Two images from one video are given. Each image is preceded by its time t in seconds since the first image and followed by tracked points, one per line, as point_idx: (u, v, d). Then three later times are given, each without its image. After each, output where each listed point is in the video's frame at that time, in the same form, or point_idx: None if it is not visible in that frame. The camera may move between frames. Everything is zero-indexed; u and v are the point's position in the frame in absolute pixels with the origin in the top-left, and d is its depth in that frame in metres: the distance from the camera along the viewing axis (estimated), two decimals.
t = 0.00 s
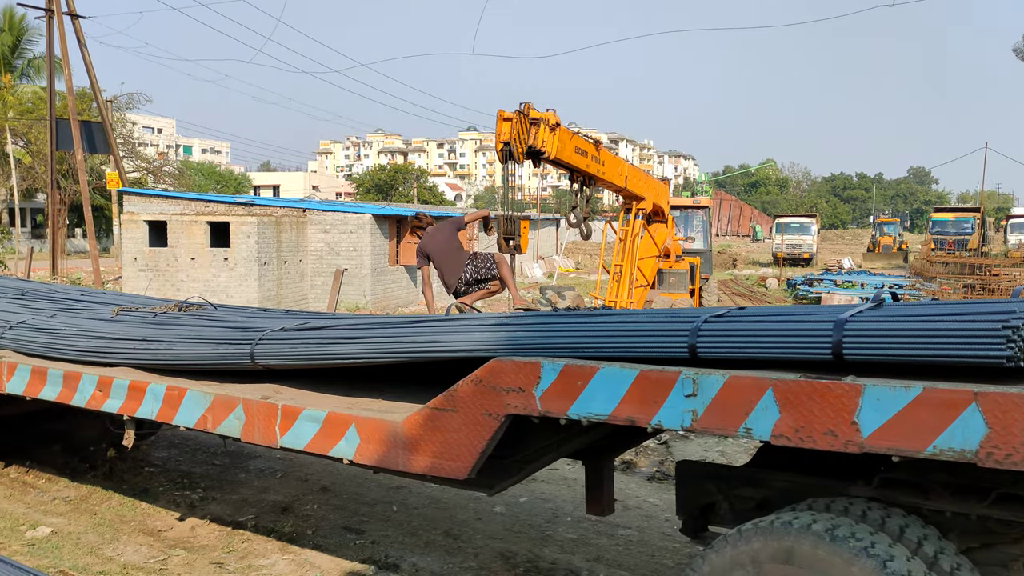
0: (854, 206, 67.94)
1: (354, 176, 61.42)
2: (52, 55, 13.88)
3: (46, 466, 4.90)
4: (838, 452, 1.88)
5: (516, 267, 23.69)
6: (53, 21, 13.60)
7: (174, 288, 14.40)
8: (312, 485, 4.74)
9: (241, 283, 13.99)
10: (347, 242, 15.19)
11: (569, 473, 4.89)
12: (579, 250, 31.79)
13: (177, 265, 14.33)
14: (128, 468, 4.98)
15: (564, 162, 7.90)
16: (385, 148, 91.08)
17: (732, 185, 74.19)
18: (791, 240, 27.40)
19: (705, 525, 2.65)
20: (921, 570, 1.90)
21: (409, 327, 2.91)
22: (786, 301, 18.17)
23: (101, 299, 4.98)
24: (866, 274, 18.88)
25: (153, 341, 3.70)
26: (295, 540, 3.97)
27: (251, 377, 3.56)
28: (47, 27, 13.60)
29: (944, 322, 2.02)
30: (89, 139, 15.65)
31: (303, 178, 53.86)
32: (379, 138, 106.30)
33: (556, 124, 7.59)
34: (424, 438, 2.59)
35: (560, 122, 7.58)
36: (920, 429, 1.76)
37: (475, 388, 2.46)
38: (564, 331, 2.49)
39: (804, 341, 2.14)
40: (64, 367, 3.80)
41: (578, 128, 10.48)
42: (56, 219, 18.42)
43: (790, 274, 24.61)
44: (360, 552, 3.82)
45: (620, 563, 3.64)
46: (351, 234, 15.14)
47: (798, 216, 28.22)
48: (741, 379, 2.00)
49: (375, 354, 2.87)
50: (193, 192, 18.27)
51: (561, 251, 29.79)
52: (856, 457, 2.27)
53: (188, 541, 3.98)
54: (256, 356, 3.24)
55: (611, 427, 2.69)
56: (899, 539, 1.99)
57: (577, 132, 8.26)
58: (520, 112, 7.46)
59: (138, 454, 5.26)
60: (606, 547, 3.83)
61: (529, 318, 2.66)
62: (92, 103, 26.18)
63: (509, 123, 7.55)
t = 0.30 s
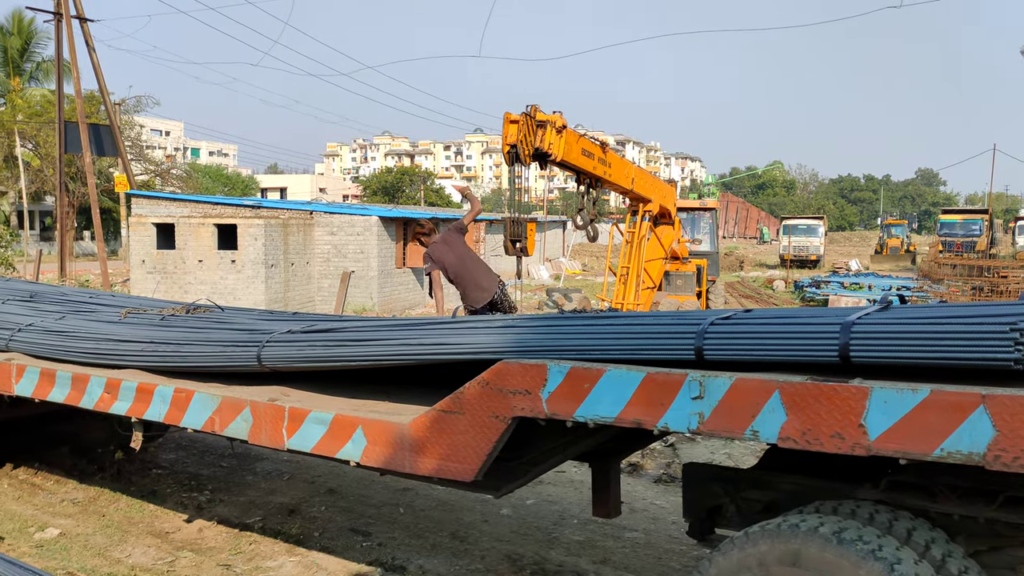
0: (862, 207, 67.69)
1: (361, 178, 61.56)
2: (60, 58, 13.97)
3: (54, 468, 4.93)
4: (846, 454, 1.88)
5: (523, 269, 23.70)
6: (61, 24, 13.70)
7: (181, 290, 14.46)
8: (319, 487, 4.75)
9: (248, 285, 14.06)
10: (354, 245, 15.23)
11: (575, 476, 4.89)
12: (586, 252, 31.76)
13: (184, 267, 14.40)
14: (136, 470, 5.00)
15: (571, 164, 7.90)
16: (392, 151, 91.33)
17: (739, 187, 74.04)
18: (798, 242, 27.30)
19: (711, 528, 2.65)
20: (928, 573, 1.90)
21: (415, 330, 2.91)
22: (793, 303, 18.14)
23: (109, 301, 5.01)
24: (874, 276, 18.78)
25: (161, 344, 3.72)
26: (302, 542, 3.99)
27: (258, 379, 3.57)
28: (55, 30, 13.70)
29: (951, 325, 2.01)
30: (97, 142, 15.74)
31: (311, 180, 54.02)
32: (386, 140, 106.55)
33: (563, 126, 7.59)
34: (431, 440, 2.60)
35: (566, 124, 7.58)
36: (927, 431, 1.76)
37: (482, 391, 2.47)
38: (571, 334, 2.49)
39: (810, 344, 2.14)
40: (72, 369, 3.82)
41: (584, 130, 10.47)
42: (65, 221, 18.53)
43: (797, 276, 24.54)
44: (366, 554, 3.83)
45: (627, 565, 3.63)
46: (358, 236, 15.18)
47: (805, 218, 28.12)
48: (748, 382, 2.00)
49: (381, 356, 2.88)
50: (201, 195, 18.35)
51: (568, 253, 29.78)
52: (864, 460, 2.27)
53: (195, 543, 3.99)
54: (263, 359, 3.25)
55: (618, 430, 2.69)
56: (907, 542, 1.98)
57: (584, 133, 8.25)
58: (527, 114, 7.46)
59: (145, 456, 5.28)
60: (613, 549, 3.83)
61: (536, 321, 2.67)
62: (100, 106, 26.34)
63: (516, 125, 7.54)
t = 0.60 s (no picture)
0: (869, 210, 67.46)
1: (368, 181, 61.67)
2: (68, 61, 14.06)
3: (61, 470, 4.96)
4: (853, 457, 1.87)
5: (529, 272, 23.72)
6: (70, 27, 13.80)
7: (188, 292, 14.51)
8: (326, 489, 4.76)
9: (255, 288, 14.10)
10: (360, 247, 15.26)
11: (582, 479, 4.89)
12: (592, 255, 31.75)
13: (191, 270, 14.45)
14: (143, 471, 5.02)
15: (577, 167, 7.90)
16: (399, 154, 91.52)
17: (746, 190, 73.88)
18: (805, 244, 27.22)
19: (718, 531, 2.65)
20: None
21: (422, 332, 2.92)
22: (800, 306, 18.09)
23: (116, 304, 5.04)
24: (881, 279, 18.71)
25: (168, 346, 3.74)
26: (308, 544, 3.99)
27: (265, 381, 3.59)
28: (64, 33, 13.79)
29: (957, 328, 2.01)
30: (104, 144, 15.81)
31: (317, 183, 54.16)
32: (393, 143, 106.77)
33: (569, 129, 7.59)
34: (437, 442, 2.60)
35: (572, 127, 7.58)
36: (936, 433, 1.75)
37: (488, 393, 2.47)
38: (577, 337, 2.49)
39: (817, 347, 2.13)
40: (80, 371, 3.84)
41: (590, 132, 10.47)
42: (72, 224, 18.60)
43: (804, 279, 24.47)
44: (373, 557, 3.84)
45: (633, 568, 3.63)
46: (364, 238, 15.21)
47: (812, 220, 28.04)
48: (754, 385, 1.99)
49: (387, 358, 2.88)
50: (208, 198, 18.40)
51: (574, 255, 29.76)
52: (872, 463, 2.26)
53: (202, 545, 4.00)
54: (270, 361, 3.26)
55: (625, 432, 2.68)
56: (914, 546, 1.98)
57: (590, 136, 8.25)
58: (533, 117, 7.46)
59: (153, 458, 5.30)
60: (619, 552, 3.82)
61: (542, 324, 2.67)
62: (108, 109, 26.49)
63: (522, 128, 7.54)
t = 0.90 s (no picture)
0: (876, 211, 67.26)
1: (373, 181, 61.75)
2: (76, 62, 14.12)
3: (68, 470, 4.98)
4: (858, 460, 1.87)
5: (534, 273, 23.73)
6: (77, 29, 13.86)
7: (195, 292, 14.56)
8: (331, 490, 4.77)
9: (261, 288, 14.15)
10: (366, 248, 15.29)
11: (587, 480, 4.89)
12: (598, 256, 31.74)
13: (198, 270, 14.49)
14: (149, 471, 5.05)
15: (583, 168, 7.91)
16: (405, 154, 91.62)
17: (752, 191, 73.73)
18: (811, 245, 27.15)
19: (723, 532, 2.64)
20: None
21: (428, 333, 2.92)
22: (806, 307, 18.05)
23: (123, 304, 5.06)
24: (888, 280, 18.65)
25: (174, 347, 3.76)
26: (314, 544, 4.01)
27: (271, 382, 3.60)
28: (71, 34, 13.85)
29: (963, 330, 2.00)
30: (111, 145, 15.87)
31: (323, 183, 54.25)
32: (399, 144, 106.95)
33: (575, 130, 7.59)
34: (443, 443, 2.60)
35: (578, 128, 7.58)
36: (943, 436, 1.74)
37: (493, 394, 2.47)
38: (582, 338, 2.50)
39: (823, 348, 2.13)
40: (87, 371, 3.86)
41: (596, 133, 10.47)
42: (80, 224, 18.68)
43: (810, 280, 24.42)
44: (378, 557, 3.85)
45: (638, 570, 3.63)
46: (370, 239, 15.24)
47: (818, 221, 27.95)
48: (759, 387, 1.99)
49: (393, 359, 2.89)
50: (215, 199, 18.47)
51: (580, 256, 29.76)
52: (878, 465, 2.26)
53: (208, 545, 4.02)
54: (276, 361, 3.27)
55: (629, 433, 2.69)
56: (921, 548, 1.97)
57: (596, 137, 8.26)
58: (539, 118, 7.46)
59: (159, 458, 5.32)
60: (625, 553, 3.82)
61: (548, 325, 2.67)
62: (115, 109, 26.60)
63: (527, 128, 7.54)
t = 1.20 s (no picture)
0: (880, 211, 67.14)
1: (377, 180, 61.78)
2: (81, 60, 14.16)
3: (72, 467, 5.00)
4: (863, 458, 1.87)
5: (538, 271, 23.75)
6: (81, 27, 13.89)
7: (199, 290, 14.58)
8: (335, 488, 4.77)
9: (265, 286, 14.16)
10: (370, 246, 15.31)
11: (590, 478, 4.89)
12: (601, 255, 31.75)
13: (202, 268, 14.52)
14: (153, 468, 5.06)
15: (587, 167, 7.90)
16: (408, 153, 91.66)
17: (756, 191, 73.66)
18: (815, 245, 27.11)
19: (726, 531, 2.65)
20: None
21: (431, 331, 2.93)
22: (810, 307, 18.02)
23: (127, 302, 5.08)
24: (892, 280, 18.62)
25: (178, 344, 3.77)
26: (317, 542, 4.01)
27: (275, 379, 3.61)
28: (75, 32, 13.89)
29: (967, 328, 2.00)
30: (116, 143, 15.90)
31: (327, 182, 54.32)
32: (403, 142, 107.05)
33: (579, 128, 7.58)
34: (446, 441, 2.61)
35: (582, 126, 7.57)
36: (947, 435, 1.74)
37: (497, 392, 2.47)
38: (586, 336, 2.50)
39: (826, 347, 2.13)
40: (91, 369, 3.87)
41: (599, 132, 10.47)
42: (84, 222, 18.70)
43: (814, 279, 24.36)
44: (381, 555, 3.85)
45: (641, 568, 3.63)
46: (374, 237, 15.26)
47: (823, 221, 27.88)
48: (763, 386, 1.99)
49: (397, 357, 2.90)
50: (219, 197, 18.50)
51: (584, 255, 29.73)
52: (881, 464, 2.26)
53: (212, 542, 4.03)
54: (280, 359, 3.28)
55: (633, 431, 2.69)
56: (924, 547, 1.97)
57: (600, 136, 8.24)
58: (543, 116, 7.46)
59: (163, 455, 5.34)
60: (628, 552, 3.82)
61: (551, 323, 2.68)
62: (119, 107, 26.67)
63: (532, 127, 7.54)
